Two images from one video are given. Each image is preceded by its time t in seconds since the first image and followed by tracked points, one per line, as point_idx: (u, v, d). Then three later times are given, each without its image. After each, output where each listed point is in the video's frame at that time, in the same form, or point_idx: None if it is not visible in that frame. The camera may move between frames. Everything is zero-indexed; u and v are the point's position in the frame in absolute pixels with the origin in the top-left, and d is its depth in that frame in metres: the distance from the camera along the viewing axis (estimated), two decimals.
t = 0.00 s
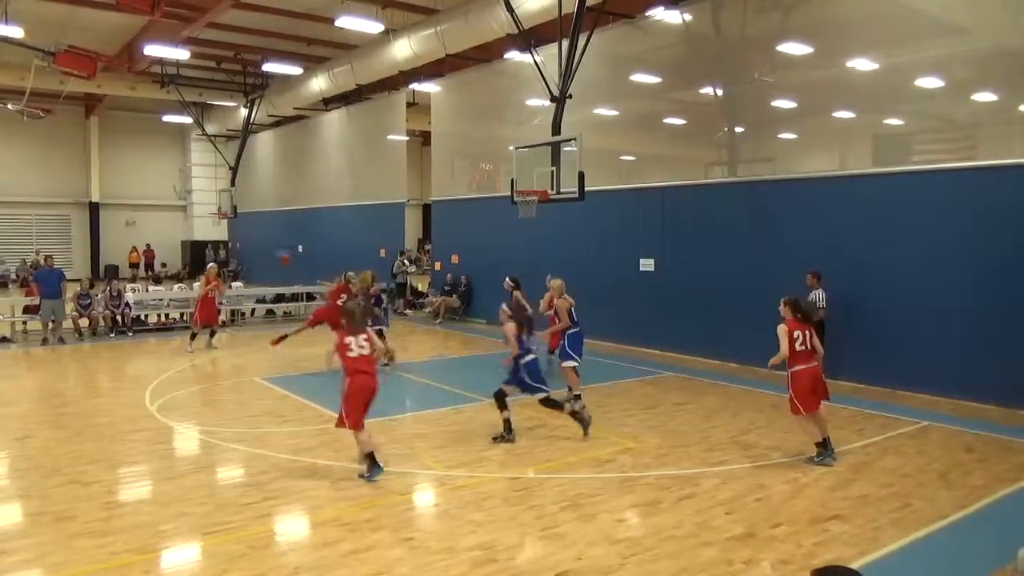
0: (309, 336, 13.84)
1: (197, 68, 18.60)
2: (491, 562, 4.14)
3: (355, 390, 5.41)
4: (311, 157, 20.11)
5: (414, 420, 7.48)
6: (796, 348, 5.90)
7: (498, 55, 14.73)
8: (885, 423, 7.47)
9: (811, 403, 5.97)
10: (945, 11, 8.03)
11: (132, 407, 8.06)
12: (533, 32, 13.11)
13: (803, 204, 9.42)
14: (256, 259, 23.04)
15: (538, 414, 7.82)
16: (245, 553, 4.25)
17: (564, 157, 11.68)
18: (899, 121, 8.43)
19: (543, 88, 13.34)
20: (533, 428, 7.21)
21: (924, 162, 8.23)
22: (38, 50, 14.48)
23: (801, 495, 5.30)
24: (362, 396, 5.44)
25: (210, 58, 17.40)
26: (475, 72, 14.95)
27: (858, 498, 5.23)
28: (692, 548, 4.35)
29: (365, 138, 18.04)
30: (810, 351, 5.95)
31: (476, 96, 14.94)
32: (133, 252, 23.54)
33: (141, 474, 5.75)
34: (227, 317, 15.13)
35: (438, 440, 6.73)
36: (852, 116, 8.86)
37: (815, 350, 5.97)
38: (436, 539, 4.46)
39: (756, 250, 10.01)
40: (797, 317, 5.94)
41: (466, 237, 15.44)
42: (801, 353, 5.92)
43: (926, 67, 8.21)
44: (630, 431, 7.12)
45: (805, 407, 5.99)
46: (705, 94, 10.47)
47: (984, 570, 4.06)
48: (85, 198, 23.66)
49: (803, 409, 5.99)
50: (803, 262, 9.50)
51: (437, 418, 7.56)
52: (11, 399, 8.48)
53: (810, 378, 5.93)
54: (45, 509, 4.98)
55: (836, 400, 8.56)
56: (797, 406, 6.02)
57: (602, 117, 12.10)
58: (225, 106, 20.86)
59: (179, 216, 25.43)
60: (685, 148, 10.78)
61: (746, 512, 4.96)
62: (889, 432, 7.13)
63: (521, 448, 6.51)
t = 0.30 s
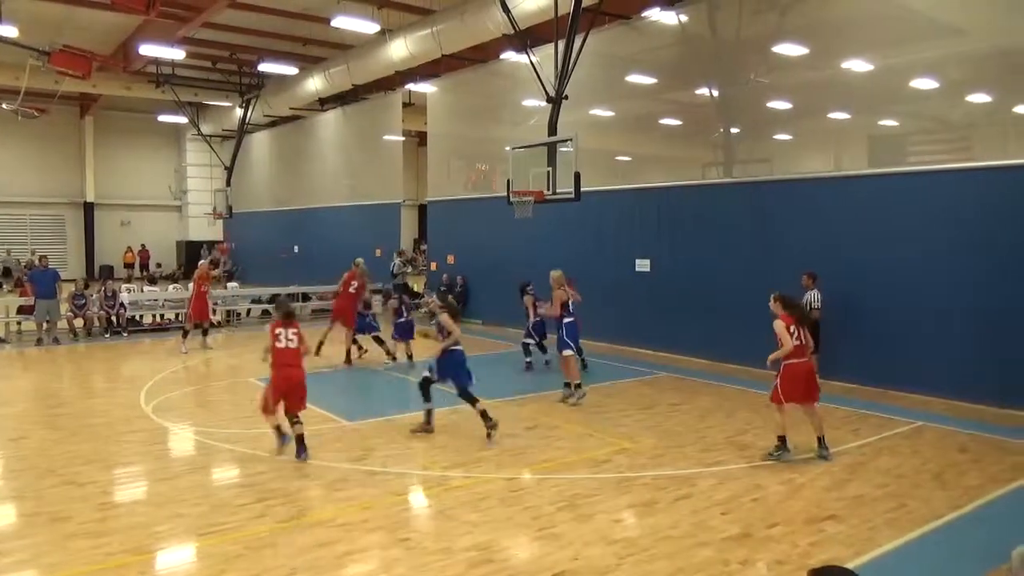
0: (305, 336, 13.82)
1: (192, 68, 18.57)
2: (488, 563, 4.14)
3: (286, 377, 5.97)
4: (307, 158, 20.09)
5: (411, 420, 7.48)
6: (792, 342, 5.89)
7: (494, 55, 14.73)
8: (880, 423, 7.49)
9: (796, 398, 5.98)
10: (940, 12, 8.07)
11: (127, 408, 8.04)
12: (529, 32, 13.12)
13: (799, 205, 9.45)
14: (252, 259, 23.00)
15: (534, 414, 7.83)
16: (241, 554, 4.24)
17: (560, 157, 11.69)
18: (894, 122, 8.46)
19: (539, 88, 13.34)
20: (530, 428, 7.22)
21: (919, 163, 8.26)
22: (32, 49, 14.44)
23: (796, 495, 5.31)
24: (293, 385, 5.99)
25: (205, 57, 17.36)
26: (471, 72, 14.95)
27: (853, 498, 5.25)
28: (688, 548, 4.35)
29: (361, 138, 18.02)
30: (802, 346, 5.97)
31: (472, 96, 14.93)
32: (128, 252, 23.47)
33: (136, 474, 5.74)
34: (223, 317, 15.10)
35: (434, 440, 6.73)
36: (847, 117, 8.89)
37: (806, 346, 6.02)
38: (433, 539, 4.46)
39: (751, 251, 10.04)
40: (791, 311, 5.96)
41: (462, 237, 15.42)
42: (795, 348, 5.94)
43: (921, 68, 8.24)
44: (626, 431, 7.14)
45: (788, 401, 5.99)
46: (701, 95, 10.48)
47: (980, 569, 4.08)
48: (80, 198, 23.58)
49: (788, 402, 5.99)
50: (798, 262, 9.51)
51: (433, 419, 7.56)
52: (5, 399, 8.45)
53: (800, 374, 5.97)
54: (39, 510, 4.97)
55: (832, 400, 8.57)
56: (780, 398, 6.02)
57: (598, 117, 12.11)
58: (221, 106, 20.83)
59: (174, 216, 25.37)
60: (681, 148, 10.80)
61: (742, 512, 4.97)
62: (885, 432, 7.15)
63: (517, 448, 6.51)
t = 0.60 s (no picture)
0: (308, 335, 13.85)
1: (196, 67, 18.60)
2: (489, 563, 4.14)
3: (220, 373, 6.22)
4: (310, 158, 20.13)
5: (412, 420, 7.47)
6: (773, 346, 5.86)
7: (497, 55, 14.72)
8: (882, 425, 7.47)
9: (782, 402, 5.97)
10: (943, 14, 8.06)
11: (131, 406, 8.07)
12: (532, 33, 13.12)
13: (801, 206, 9.44)
14: (255, 259, 23.05)
15: (536, 414, 7.82)
16: (242, 553, 4.24)
17: (563, 157, 11.69)
18: (898, 123, 8.44)
19: (542, 88, 13.34)
20: (531, 428, 7.21)
21: (922, 165, 8.24)
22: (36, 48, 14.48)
23: (799, 497, 5.30)
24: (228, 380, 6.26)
25: (209, 57, 17.37)
26: (474, 72, 14.96)
27: (856, 500, 5.24)
28: (690, 550, 4.35)
29: (364, 138, 18.03)
30: (783, 350, 5.94)
31: (476, 96, 14.94)
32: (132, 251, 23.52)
33: (138, 473, 5.74)
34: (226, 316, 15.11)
35: (435, 440, 6.74)
36: (850, 118, 8.88)
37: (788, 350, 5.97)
38: (434, 539, 4.46)
39: (755, 252, 10.02)
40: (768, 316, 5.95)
41: (465, 237, 15.43)
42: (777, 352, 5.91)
43: (924, 69, 8.22)
44: (628, 432, 7.14)
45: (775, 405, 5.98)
46: (704, 96, 10.48)
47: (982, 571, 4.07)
48: (84, 197, 23.63)
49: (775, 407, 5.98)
50: (801, 263, 9.50)
51: (434, 418, 7.57)
52: (9, 397, 8.48)
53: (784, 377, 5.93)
54: (42, 508, 4.98)
55: (834, 402, 8.57)
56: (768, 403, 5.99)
57: (601, 118, 12.11)
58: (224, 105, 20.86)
59: (178, 215, 25.41)
60: (684, 149, 10.79)
61: (744, 513, 4.96)
62: (887, 433, 7.14)
63: (519, 448, 6.50)
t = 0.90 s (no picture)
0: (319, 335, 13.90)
1: (210, 67, 18.71)
2: (501, 563, 4.14)
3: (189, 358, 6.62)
4: (321, 158, 20.23)
5: (423, 420, 7.48)
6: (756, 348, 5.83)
7: (510, 55, 14.71)
8: (896, 427, 7.41)
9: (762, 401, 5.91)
10: (958, 13, 7.98)
11: (145, 404, 8.14)
12: (544, 33, 13.10)
13: (814, 206, 9.39)
14: (267, 258, 23.17)
15: (547, 414, 7.81)
16: (255, 551, 4.26)
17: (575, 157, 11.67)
18: (912, 123, 8.38)
19: (554, 88, 13.34)
20: (542, 428, 7.21)
21: (936, 165, 8.17)
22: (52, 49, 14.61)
23: (812, 499, 5.27)
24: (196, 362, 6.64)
25: (222, 57, 17.47)
26: (486, 71, 14.97)
27: (869, 502, 5.20)
28: (702, 551, 4.33)
29: (376, 137, 18.09)
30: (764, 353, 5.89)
31: (488, 96, 14.94)
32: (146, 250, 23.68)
33: (151, 471, 5.77)
34: (240, 315, 15.19)
35: (446, 439, 6.75)
36: (864, 118, 8.82)
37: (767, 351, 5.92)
38: (445, 539, 4.46)
39: (767, 253, 9.97)
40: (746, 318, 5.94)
41: (477, 237, 15.44)
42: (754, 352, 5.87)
43: (939, 69, 8.15)
44: (640, 432, 7.11)
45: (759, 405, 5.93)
46: (717, 96, 10.44)
47: None
48: (99, 196, 23.82)
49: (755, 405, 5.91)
50: (814, 263, 9.44)
51: (445, 418, 7.58)
52: (25, 394, 8.57)
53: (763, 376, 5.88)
54: (57, 504, 5.02)
55: (846, 403, 8.52)
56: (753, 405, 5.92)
57: (613, 117, 12.08)
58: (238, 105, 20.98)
59: (191, 215, 25.58)
60: (696, 148, 10.75)
61: (757, 515, 4.93)
62: (901, 435, 7.09)
63: (530, 448, 6.50)
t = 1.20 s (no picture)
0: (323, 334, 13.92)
1: (213, 68, 18.75)
2: (503, 562, 4.14)
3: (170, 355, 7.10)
4: (324, 157, 20.24)
5: (426, 419, 7.47)
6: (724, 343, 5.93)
7: (513, 54, 14.71)
8: (900, 426, 7.39)
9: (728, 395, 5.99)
10: (962, 11, 7.96)
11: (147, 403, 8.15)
12: (547, 32, 13.10)
13: (817, 205, 9.37)
14: (270, 257, 23.22)
15: (549, 414, 7.80)
16: (257, 551, 4.26)
17: (578, 157, 11.66)
18: (916, 122, 8.35)
19: (557, 88, 13.33)
20: (544, 428, 7.21)
21: (940, 164, 8.15)
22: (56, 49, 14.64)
23: (815, 498, 5.26)
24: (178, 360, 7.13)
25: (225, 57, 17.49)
26: (488, 71, 14.98)
27: (873, 502, 5.18)
28: (705, 551, 4.32)
29: (379, 137, 18.10)
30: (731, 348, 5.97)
31: (490, 95, 14.95)
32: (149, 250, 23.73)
33: (155, 470, 5.78)
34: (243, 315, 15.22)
35: (449, 438, 6.75)
36: (868, 116, 8.79)
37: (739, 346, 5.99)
38: (448, 539, 4.46)
39: (770, 251, 9.96)
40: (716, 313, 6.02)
41: (479, 236, 15.44)
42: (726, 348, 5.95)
43: (943, 67, 8.12)
44: (643, 432, 7.10)
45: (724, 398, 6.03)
46: (720, 95, 10.42)
47: None
48: (103, 196, 23.87)
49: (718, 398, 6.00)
50: (818, 262, 9.42)
51: (448, 417, 7.59)
52: (29, 394, 8.59)
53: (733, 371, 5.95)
54: (60, 504, 5.04)
55: (850, 402, 8.50)
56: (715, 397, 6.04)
57: (616, 117, 12.08)
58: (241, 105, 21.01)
59: (195, 215, 25.62)
60: (699, 148, 10.74)
61: (760, 515, 4.92)
62: (905, 435, 7.07)
63: (532, 448, 6.50)
